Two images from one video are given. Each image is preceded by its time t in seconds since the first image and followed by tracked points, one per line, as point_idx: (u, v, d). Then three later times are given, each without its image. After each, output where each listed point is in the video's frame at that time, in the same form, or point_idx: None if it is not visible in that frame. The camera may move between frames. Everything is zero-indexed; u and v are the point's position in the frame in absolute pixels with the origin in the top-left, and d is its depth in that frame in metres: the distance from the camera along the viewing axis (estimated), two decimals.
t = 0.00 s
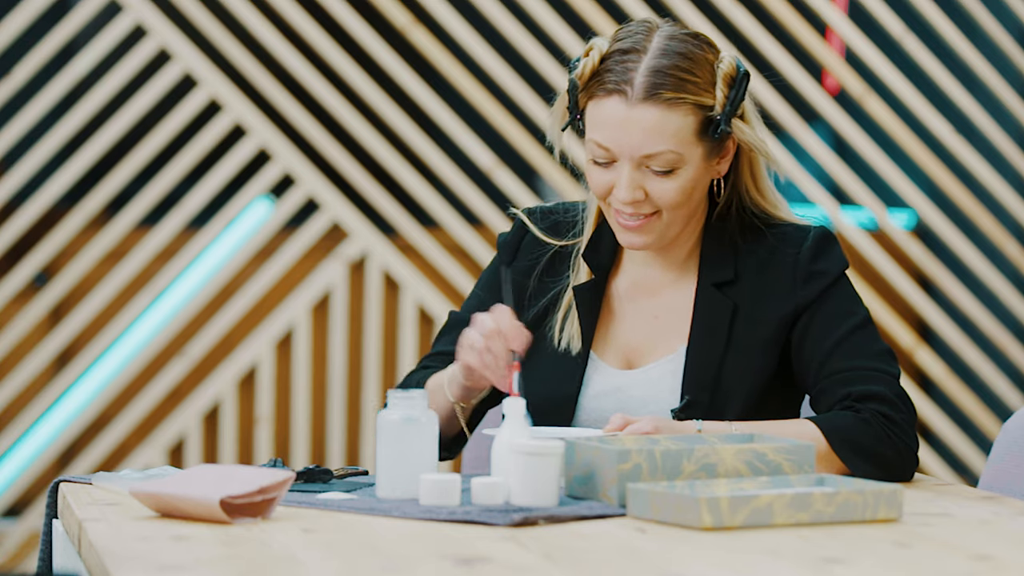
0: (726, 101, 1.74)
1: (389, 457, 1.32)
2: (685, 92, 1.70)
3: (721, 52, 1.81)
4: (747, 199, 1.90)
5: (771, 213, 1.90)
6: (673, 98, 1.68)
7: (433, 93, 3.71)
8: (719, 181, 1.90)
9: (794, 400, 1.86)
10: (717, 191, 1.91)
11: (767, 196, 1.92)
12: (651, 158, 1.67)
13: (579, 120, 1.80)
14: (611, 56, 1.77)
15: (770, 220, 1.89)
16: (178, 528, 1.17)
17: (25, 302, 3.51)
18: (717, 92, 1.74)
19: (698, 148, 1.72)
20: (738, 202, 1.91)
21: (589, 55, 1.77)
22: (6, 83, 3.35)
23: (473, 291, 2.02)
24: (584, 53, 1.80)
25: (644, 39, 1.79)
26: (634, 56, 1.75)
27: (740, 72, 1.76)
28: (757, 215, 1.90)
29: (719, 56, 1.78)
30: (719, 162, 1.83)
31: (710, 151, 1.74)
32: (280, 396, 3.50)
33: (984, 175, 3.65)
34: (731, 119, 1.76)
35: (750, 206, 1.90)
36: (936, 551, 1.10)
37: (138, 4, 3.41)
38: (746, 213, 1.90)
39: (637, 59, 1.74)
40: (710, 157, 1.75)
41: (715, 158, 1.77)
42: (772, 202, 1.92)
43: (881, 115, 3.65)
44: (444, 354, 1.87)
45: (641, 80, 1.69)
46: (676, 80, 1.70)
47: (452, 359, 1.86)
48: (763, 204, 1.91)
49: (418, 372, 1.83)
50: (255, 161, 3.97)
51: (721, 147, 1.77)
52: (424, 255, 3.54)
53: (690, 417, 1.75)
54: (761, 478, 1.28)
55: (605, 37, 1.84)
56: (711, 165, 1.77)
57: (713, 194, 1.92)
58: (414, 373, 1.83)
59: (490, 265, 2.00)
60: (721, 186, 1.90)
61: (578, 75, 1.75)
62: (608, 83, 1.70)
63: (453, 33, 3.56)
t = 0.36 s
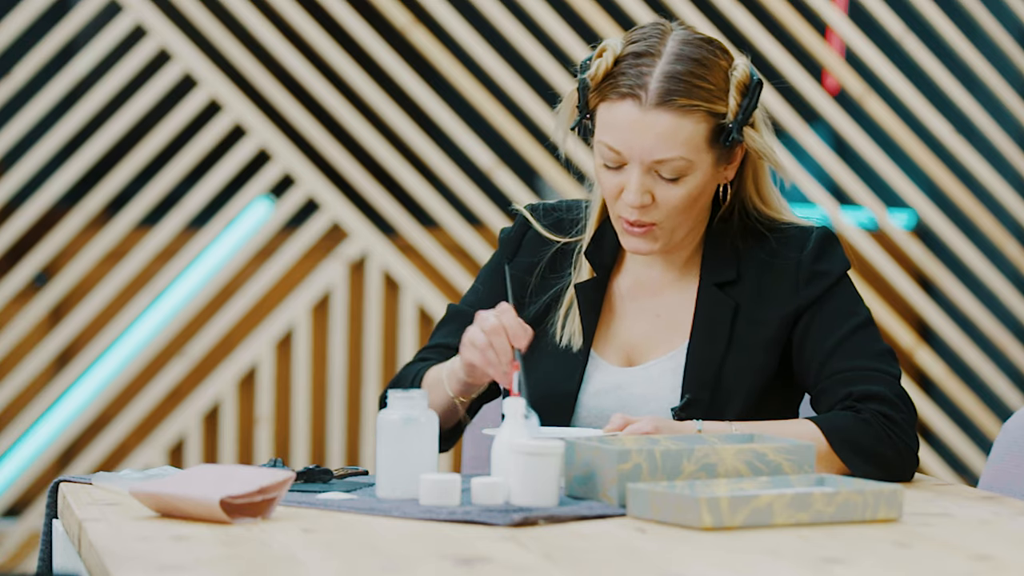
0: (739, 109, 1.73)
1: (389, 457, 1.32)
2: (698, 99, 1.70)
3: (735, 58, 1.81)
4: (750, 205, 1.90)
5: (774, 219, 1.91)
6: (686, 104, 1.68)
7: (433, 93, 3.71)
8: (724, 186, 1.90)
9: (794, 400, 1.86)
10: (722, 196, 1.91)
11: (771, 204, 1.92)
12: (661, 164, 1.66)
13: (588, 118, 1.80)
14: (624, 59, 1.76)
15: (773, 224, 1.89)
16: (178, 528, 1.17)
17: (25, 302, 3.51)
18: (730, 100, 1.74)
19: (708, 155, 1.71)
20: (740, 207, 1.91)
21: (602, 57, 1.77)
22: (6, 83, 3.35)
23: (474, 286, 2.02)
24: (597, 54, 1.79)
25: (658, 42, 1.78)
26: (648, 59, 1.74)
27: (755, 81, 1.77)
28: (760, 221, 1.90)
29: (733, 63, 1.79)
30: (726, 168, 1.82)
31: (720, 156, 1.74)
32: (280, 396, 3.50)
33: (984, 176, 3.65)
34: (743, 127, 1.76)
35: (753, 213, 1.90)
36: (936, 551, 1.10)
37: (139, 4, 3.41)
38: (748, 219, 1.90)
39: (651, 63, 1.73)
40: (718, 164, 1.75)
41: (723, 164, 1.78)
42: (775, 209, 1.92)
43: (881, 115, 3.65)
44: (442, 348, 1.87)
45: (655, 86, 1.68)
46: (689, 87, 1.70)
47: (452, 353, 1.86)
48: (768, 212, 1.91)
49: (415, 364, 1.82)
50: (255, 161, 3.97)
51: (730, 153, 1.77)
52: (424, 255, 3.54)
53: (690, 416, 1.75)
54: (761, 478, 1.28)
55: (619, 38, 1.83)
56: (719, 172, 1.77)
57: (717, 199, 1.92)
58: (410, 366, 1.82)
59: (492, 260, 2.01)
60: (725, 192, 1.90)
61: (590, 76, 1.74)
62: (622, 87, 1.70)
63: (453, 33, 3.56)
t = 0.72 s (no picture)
0: (746, 112, 1.74)
1: (389, 457, 1.32)
2: (705, 101, 1.70)
3: (743, 60, 1.81)
4: (753, 206, 1.90)
5: (778, 220, 1.90)
6: (693, 107, 1.68)
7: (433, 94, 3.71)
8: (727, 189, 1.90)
9: (794, 401, 1.86)
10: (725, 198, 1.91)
11: (775, 206, 1.92)
12: (667, 165, 1.66)
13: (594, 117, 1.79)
14: (632, 59, 1.76)
15: (775, 225, 1.89)
16: (178, 528, 1.17)
17: (25, 302, 3.50)
18: (737, 103, 1.74)
19: (714, 157, 1.71)
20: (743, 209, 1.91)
21: (610, 56, 1.76)
22: (7, 83, 3.35)
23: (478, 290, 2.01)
24: (604, 53, 1.79)
25: (666, 43, 1.78)
26: (656, 60, 1.74)
27: (761, 85, 1.75)
28: (764, 223, 1.90)
29: (740, 66, 1.78)
30: (731, 170, 1.81)
31: (725, 160, 1.74)
32: (280, 396, 3.50)
33: (984, 175, 3.65)
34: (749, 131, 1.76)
35: (755, 214, 1.90)
36: (936, 551, 1.10)
37: (139, 4, 3.41)
38: (751, 220, 1.90)
39: (659, 65, 1.73)
40: (724, 166, 1.75)
41: (728, 167, 1.77)
42: (778, 211, 1.92)
43: (881, 115, 3.65)
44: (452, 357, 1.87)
45: (663, 88, 1.68)
46: (697, 89, 1.70)
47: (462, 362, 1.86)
48: (770, 213, 1.91)
49: (429, 374, 1.83)
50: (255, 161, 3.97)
51: (735, 157, 1.77)
52: (424, 255, 3.54)
53: (691, 415, 1.75)
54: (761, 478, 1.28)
55: (626, 37, 1.83)
56: (724, 174, 1.77)
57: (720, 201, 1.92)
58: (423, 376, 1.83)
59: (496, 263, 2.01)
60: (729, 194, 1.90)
61: (597, 75, 1.74)
62: (629, 87, 1.70)
63: (453, 33, 3.56)
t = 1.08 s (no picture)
0: (749, 113, 1.74)
1: (389, 457, 1.32)
2: (709, 102, 1.70)
3: (747, 61, 1.81)
4: (756, 207, 1.90)
5: (782, 221, 1.90)
6: (697, 107, 1.68)
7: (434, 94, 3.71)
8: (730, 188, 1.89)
9: (796, 401, 1.86)
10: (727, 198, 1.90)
11: (779, 207, 1.91)
12: (670, 165, 1.66)
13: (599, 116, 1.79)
14: (636, 59, 1.76)
15: (778, 225, 1.88)
16: (178, 528, 1.17)
17: (25, 302, 3.50)
18: (740, 104, 1.74)
19: (717, 158, 1.72)
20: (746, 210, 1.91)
21: (615, 56, 1.76)
22: (7, 83, 3.35)
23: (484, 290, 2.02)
24: (609, 52, 1.79)
25: (671, 43, 1.78)
26: (660, 60, 1.74)
27: (765, 86, 1.76)
28: (766, 223, 1.89)
29: (745, 67, 1.78)
30: (733, 172, 1.81)
31: (729, 161, 1.74)
32: (280, 396, 3.50)
33: (984, 175, 3.65)
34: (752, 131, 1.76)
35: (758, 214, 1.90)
36: (936, 551, 1.10)
37: (139, 4, 3.41)
38: (754, 220, 1.90)
39: (663, 65, 1.73)
40: (726, 167, 1.75)
41: (731, 168, 1.78)
42: (782, 212, 1.91)
43: (881, 115, 3.65)
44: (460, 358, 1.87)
45: (667, 88, 1.68)
46: (700, 89, 1.70)
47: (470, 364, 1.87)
48: (774, 214, 1.90)
49: (436, 376, 1.83)
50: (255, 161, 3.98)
51: (738, 158, 1.77)
52: (424, 255, 3.54)
53: (693, 414, 1.75)
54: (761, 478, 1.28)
55: (631, 37, 1.83)
56: (726, 174, 1.77)
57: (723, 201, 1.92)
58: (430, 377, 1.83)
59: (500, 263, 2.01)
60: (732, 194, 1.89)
61: (602, 75, 1.74)
62: (633, 87, 1.70)
63: (453, 33, 3.56)
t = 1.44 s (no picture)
0: (751, 113, 1.73)
1: (389, 457, 1.32)
2: (711, 102, 1.70)
3: (750, 61, 1.81)
4: (757, 208, 1.89)
5: (782, 221, 1.89)
6: (699, 107, 1.68)
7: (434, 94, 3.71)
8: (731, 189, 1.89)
9: (798, 401, 1.86)
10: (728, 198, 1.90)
11: (780, 208, 1.91)
12: (672, 164, 1.66)
13: (601, 115, 1.79)
14: (639, 59, 1.76)
15: (779, 226, 1.88)
16: (177, 528, 1.17)
17: (25, 302, 3.50)
18: (743, 104, 1.74)
19: (718, 158, 1.72)
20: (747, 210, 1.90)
21: (618, 55, 1.76)
22: (7, 83, 3.35)
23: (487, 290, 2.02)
24: (612, 52, 1.79)
25: (674, 44, 1.78)
26: (663, 60, 1.74)
27: (768, 86, 1.75)
28: (768, 224, 1.89)
29: (747, 67, 1.78)
30: (734, 172, 1.81)
31: (730, 161, 1.74)
32: (280, 396, 3.50)
33: (984, 175, 3.65)
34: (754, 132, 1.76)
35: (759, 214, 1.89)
36: (936, 552, 1.10)
37: (139, 4, 3.41)
38: (755, 222, 1.89)
39: (666, 64, 1.73)
40: (727, 168, 1.75)
41: (732, 168, 1.78)
42: (783, 212, 1.91)
43: (881, 115, 3.65)
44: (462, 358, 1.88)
45: (669, 88, 1.68)
46: (703, 89, 1.70)
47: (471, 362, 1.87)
48: (775, 215, 1.89)
49: (438, 374, 1.83)
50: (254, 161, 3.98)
51: (739, 159, 1.78)
52: (423, 254, 3.54)
53: (693, 414, 1.75)
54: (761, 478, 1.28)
55: (634, 36, 1.83)
56: (727, 175, 1.77)
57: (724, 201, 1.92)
58: (433, 377, 1.83)
59: (502, 263, 2.01)
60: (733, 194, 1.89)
61: (605, 74, 1.74)
62: (636, 86, 1.70)
63: (453, 33, 3.56)
